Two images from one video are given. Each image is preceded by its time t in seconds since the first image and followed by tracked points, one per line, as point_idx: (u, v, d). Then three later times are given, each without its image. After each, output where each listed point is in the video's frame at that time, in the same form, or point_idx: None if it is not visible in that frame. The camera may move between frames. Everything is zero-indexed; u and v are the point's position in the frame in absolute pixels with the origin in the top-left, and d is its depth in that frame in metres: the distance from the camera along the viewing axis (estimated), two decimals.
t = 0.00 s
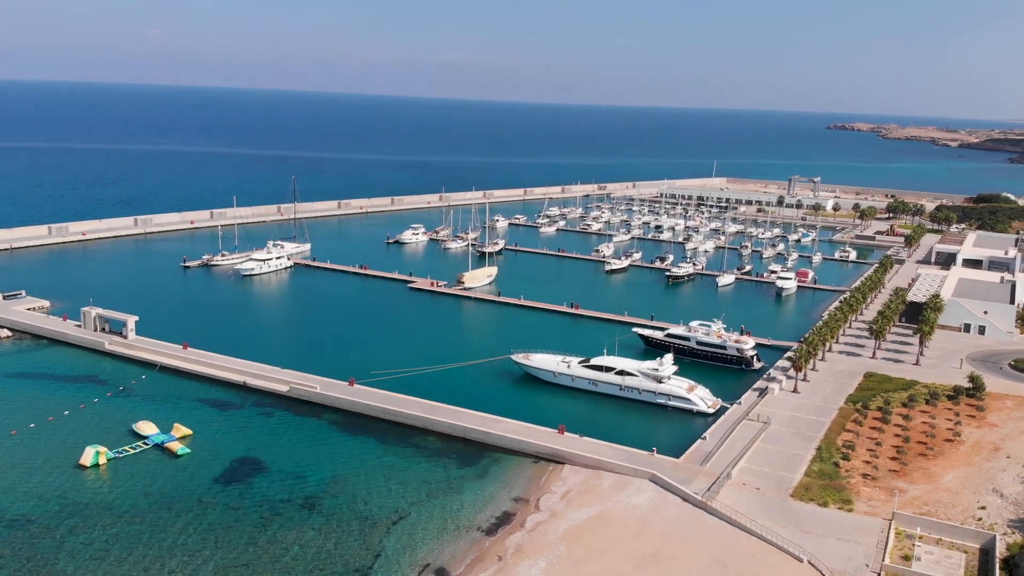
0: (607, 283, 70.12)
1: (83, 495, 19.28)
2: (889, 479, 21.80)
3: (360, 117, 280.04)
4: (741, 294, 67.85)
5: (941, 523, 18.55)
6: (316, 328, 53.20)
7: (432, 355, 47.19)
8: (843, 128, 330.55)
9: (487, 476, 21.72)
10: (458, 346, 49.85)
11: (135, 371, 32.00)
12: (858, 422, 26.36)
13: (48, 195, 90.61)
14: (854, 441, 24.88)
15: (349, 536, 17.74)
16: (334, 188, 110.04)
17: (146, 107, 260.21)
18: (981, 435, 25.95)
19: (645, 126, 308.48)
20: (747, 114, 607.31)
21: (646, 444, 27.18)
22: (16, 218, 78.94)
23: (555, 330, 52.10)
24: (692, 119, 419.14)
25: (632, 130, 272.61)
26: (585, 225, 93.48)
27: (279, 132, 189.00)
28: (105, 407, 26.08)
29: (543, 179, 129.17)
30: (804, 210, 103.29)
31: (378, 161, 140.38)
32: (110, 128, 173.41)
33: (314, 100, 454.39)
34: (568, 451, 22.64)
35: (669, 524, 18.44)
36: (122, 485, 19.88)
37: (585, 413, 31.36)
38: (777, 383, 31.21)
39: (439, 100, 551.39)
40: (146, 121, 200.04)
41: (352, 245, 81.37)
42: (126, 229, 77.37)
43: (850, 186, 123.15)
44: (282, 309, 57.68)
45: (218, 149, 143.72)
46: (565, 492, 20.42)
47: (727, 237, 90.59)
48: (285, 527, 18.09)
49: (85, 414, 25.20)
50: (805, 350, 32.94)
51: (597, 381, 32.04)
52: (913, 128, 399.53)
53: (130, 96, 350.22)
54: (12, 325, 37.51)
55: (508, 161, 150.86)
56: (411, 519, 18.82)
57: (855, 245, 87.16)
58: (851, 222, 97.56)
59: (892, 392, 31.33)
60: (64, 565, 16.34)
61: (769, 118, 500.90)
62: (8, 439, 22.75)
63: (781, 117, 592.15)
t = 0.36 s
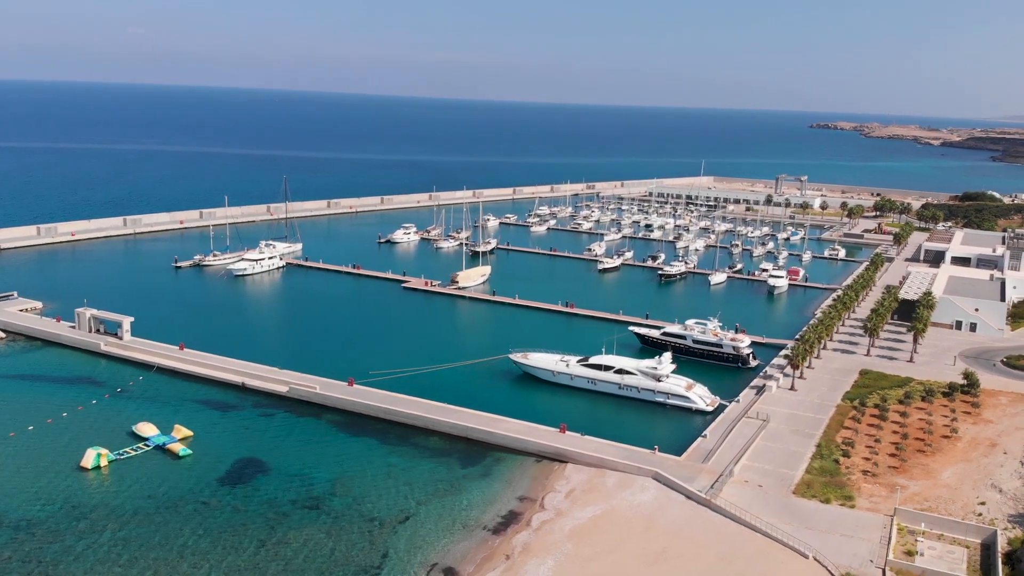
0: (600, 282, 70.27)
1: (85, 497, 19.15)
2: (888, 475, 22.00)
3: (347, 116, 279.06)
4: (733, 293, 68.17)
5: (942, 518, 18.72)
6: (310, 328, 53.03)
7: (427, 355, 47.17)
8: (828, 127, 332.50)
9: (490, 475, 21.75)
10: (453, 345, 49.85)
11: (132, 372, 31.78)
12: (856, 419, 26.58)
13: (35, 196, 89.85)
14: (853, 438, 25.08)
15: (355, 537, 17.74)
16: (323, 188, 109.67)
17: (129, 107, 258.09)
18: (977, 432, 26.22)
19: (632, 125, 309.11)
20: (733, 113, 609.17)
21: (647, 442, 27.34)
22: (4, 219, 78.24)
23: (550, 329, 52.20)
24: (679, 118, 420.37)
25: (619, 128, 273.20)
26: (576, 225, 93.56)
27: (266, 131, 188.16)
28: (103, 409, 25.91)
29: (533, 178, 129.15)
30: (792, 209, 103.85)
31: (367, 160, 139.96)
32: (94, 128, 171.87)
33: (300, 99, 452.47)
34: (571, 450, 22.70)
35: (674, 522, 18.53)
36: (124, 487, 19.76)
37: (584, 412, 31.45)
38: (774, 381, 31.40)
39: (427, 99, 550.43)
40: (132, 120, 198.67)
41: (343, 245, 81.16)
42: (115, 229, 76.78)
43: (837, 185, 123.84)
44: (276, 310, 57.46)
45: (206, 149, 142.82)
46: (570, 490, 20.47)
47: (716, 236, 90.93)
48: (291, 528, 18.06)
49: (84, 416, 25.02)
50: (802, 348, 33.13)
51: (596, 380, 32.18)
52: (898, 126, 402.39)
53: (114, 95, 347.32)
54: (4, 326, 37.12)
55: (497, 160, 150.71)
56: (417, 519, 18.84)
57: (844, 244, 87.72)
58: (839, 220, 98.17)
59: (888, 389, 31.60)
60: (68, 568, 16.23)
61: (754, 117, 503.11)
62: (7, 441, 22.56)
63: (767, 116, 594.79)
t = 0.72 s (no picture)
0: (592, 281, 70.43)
1: (87, 500, 19.04)
2: (888, 472, 22.19)
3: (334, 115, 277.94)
4: (725, 291, 68.49)
5: (944, 514, 18.88)
6: (303, 329, 52.83)
7: (423, 355, 47.09)
8: (812, 126, 334.51)
9: (493, 475, 21.77)
10: (449, 344, 49.83)
11: (128, 373, 31.55)
12: (854, 416, 26.80)
13: (22, 196, 89.04)
14: (852, 435, 25.28)
15: (362, 537, 17.73)
16: (313, 188, 109.26)
17: (109, 107, 254.94)
18: (974, 428, 26.48)
19: (620, 124, 309.62)
20: (719, 112, 612.09)
21: (647, 441, 27.45)
22: None
23: (545, 329, 52.26)
24: (667, 117, 421.22)
25: (607, 128, 273.43)
26: (567, 224, 93.66)
27: (253, 131, 187.11)
28: (102, 411, 25.75)
29: (522, 177, 129.06)
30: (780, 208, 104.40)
31: (356, 160, 139.47)
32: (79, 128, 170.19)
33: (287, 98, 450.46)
34: (573, 449, 22.75)
35: (678, 519, 18.61)
36: (127, 489, 19.67)
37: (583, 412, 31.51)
38: (772, 379, 31.60)
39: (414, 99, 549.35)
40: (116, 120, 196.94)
41: (335, 245, 80.90)
42: (104, 229, 76.16)
43: (824, 184, 124.51)
44: (269, 310, 57.20)
45: (192, 148, 141.88)
46: (573, 489, 20.54)
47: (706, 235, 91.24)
48: (296, 529, 18.04)
49: (82, 418, 24.83)
50: (800, 346, 33.31)
51: (595, 378, 32.27)
52: (882, 125, 404.94)
53: (99, 94, 344.40)
54: None
55: (485, 160, 150.45)
56: (423, 519, 18.85)
57: (833, 242, 88.21)
58: (827, 219, 98.74)
59: (884, 387, 31.88)
60: (74, 571, 16.17)
61: (741, 116, 505.04)
62: (5, 444, 22.39)
63: (754, 115, 597.29)
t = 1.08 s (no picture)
0: (585, 280, 70.58)
1: (90, 502, 18.94)
2: (888, 469, 22.38)
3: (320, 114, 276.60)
4: (717, 290, 68.79)
5: (944, 510, 19.06)
6: (297, 329, 52.62)
7: (418, 355, 47.02)
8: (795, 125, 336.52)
9: (496, 474, 21.81)
10: (444, 344, 49.80)
11: (124, 375, 31.33)
12: (852, 414, 27.00)
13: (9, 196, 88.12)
14: (850, 432, 25.48)
15: (368, 538, 17.73)
16: (302, 188, 108.82)
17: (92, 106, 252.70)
18: (970, 425, 26.75)
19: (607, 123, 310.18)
20: (706, 111, 613.97)
21: (647, 439, 27.56)
22: None
23: (540, 328, 52.32)
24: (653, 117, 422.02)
25: (594, 127, 273.54)
26: (557, 224, 93.71)
27: (239, 130, 185.94)
28: (100, 412, 25.59)
29: (511, 177, 128.97)
30: (768, 206, 104.91)
31: (344, 160, 138.88)
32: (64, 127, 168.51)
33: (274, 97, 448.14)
34: (576, 448, 22.79)
35: (682, 518, 18.69)
36: (129, 492, 19.57)
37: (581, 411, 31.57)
38: (769, 377, 31.82)
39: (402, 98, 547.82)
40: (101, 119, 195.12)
41: (327, 245, 80.63)
42: (93, 229, 75.51)
43: (811, 183, 125.16)
44: (262, 311, 56.92)
45: (179, 148, 140.79)
46: (577, 488, 20.62)
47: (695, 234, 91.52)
48: (302, 530, 18.02)
49: (81, 420, 24.68)
50: (797, 344, 33.51)
51: (594, 378, 32.36)
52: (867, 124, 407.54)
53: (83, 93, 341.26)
54: None
55: (473, 159, 150.29)
56: (428, 519, 18.86)
57: (821, 241, 88.71)
58: (815, 217, 99.28)
59: (880, 384, 32.14)
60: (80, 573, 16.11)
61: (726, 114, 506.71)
62: (4, 447, 22.21)
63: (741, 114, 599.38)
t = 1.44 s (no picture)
0: (578, 279, 70.73)
1: (93, 505, 18.87)
2: (887, 465, 22.56)
3: (307, 114, 275.24)
4: (709, 288, 69.10)
5: (945, 505, 19.22)
6: (290, 330, 52.45)
7: (414, 355, 46.94)
8: (780, 124, 337.92)
9: (500, 473, 21.86)
10: (440, 344, 49.81)
11: (121, 375, 31.10)
12: (849, 411, 27.21)
13: None
14: (849, 429, 25.67)
15: (374, 537, 17.74)
16: (292, 187, 108.35)
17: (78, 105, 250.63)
18: (965, 421, 27.02)
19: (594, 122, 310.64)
20: (692, 110, 616.53)
21: (648, 437, 27.67)
22: None
23: (535, 327, 52.41)
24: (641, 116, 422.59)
25: (582, 126, 273.64)
26: (548, 223, 93.79)
27: (226, 130, 184.79)
28: (99, 415, 25.44)
29: (501, 176, 128.92)
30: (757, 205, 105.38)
31: (333, 159, 138.39)
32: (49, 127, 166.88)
33: (260, 96, 446.07)
34: (578, 447, 22.85)
35: (686, 516, 18.77)
36: (131, 494, 19.50)
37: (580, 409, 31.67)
38: (766, 375, 32.03)
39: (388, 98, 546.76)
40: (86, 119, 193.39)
41: (319, 244, 80.38)
42: (82, 229, 74.96)
43: (799, 182, 125.82)
44: (255, 311, 56.70)
45: (166, 148, 139.77)
46: (581, 486, 20.68)
47: (686, 233, 91.83)
48: (308, 530, 18.03)
49: (80, 422, 24.52)
50: (793, 341, 33.71)
51: (592, 376, 32.45)
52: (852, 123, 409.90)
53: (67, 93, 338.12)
54: None
55: (462, 159, 150.05)
56: (434, 518, 18.90)
57: (811, 239, 89.21)
58: (802, 216, 99.83)
59: (876, 381, 32.41)
60: None
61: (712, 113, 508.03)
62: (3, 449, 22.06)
63: (727, 113, 602.14)
